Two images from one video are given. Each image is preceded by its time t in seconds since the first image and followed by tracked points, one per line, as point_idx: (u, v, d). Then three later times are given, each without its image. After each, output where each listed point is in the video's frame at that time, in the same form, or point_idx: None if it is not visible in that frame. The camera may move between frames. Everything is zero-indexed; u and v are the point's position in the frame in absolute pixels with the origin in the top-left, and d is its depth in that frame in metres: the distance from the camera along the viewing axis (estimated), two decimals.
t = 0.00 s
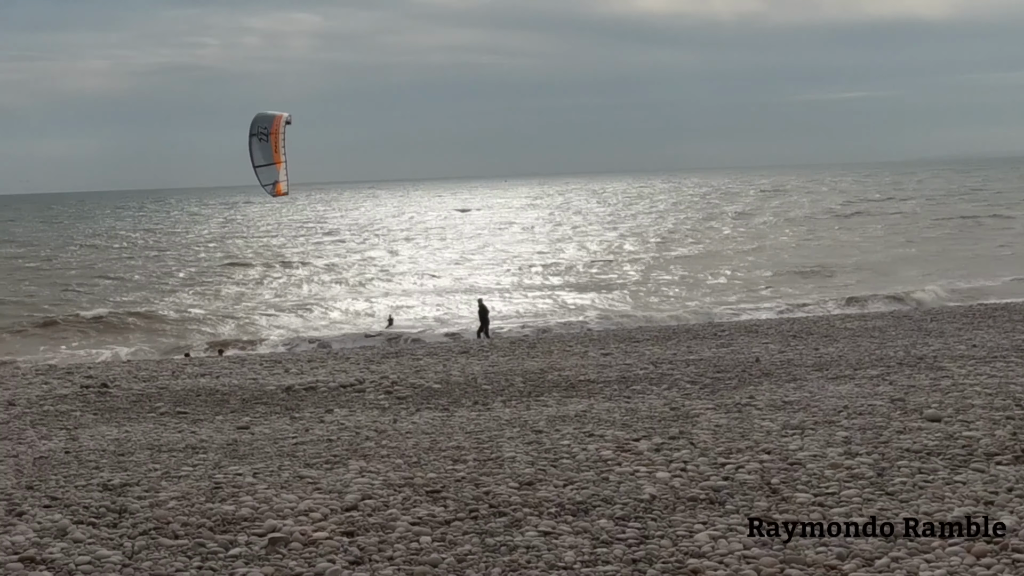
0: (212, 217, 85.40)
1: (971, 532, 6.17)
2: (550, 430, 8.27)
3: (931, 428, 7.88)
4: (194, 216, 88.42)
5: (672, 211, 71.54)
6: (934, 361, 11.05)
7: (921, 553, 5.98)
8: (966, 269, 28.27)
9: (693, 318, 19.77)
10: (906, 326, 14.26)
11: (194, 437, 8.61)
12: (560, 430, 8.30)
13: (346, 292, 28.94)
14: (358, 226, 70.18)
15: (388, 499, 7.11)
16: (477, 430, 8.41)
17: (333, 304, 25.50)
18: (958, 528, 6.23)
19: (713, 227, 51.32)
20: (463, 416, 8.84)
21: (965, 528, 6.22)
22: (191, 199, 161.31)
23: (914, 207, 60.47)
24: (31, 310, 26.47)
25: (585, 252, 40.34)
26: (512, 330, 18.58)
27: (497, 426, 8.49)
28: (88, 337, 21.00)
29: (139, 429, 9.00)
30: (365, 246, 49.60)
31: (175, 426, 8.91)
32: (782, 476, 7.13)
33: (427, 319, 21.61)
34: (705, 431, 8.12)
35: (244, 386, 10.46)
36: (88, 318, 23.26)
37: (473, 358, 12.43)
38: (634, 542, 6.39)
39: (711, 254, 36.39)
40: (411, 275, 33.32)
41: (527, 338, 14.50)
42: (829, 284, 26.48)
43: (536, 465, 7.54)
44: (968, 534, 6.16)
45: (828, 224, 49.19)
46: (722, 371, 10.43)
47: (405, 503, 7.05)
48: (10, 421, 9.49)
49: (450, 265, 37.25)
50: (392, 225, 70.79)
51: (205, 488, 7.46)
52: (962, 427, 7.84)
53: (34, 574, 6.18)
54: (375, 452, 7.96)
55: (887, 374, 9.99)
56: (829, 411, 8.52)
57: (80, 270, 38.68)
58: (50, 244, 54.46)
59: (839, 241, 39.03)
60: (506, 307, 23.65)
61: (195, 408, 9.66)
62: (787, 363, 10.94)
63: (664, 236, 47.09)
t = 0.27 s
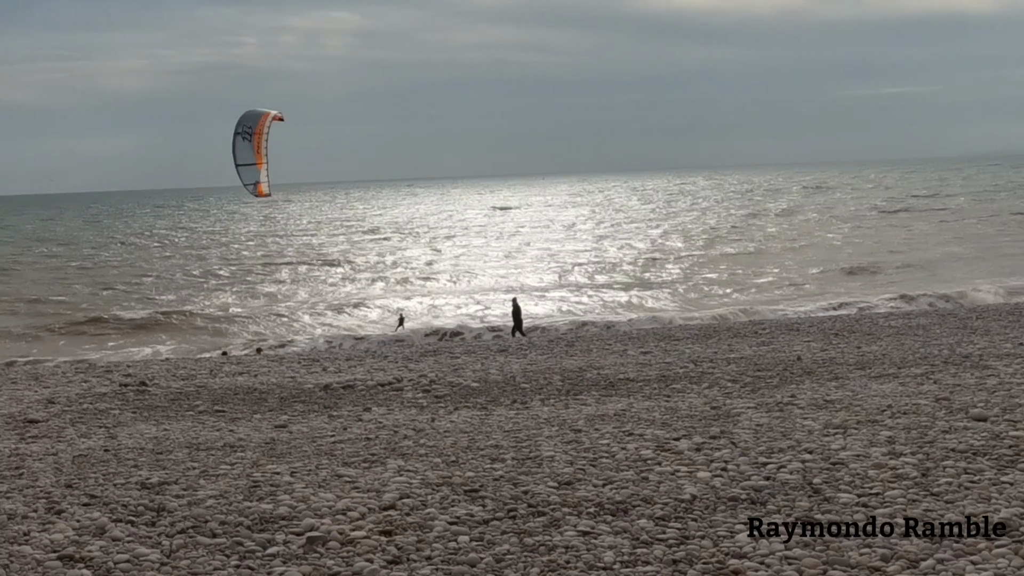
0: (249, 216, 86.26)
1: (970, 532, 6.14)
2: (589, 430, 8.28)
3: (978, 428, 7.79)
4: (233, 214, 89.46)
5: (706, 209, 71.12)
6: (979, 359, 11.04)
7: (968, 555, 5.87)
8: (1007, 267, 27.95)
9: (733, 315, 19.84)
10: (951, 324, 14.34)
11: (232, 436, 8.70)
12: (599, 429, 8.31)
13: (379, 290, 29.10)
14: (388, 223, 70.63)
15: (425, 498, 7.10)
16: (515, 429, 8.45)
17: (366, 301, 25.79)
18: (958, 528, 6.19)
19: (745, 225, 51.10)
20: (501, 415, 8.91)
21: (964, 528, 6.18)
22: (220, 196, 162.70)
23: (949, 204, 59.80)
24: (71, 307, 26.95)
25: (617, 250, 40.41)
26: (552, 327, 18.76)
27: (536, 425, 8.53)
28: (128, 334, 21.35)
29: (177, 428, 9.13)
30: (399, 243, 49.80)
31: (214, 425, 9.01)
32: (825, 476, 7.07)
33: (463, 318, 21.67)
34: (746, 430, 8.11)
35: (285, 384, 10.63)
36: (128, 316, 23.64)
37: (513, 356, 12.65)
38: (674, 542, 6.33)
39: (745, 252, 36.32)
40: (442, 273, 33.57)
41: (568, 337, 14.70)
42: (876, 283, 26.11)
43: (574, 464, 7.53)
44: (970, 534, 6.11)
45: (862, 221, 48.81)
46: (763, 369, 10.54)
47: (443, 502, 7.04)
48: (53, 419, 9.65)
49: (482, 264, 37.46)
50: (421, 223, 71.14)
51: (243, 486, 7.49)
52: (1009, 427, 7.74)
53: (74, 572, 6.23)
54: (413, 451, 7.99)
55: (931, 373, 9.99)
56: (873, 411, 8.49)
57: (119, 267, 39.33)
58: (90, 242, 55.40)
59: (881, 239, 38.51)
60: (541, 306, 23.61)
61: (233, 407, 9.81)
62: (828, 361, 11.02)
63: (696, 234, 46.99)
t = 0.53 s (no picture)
0: (281, 215, 86.88)
1: (970, 532, 6.10)
2: (621, 429, 8.28)
3: (1016, 427, 7.70)
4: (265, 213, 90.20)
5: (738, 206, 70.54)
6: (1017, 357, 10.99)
7: (1006, 557, 5.77)
8: None
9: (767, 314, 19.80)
10: (989, 322, 14.36)
11: (263, 435, 8.75)
12: (631, 429, 8.30)
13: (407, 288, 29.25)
14: (414, 222, 70.91)
15: (456, 498, 7.10)
16: (546, 428, 8.48)
17: (394, 300, 26.00)
18: (958, 528, 6.16)
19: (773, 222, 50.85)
20: (533, 414, 8.96)
21: (964, 528, 6.15)
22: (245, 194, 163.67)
23: (980, 200, 59.10)
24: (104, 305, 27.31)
25: (644, 248, 40.41)
26: (584, 326, 18.86)
27: (568, 425, 8.55)
28: (161, 332, 21.60)
29: (208, 427, 9.20)
30: (429, 242, 49.82)
31: (245, 425, 9.07)
32: (859, 476, 7.01)
33: (493, 317, 21.65)
34: (780, 429, 8.09)
35: (316, 383, 10.76)
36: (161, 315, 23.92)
37: (545, 355, 12.80)
38: (706, 544, 6.28)
39: (774, 250, 36.18)
40: (468, 272, 33.71)
41: (601, 336, 14.82)
42: (918, 283, 25.66)
43: (606, 464, 7.51)
44: (970, 534, 6.08)
45: (892, 218, 48.40)
46: (797, 368, 10.59)
47: (473, 502, 7.03)
48: (86, 419, 9.77)
49: (509, 262, 37.58)
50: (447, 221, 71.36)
51: (272, 486, 7.50)
52: None
53: (104, 572, 6.26)
54: (443, 450, 8.02)
55: (968, 372, 9.94)
56: (908, 410, 8.43)
57: (153, 266, 39.83)
58: (125, 241, 56.10)
59: (922, 236, 37.90)
60: (569, 304, 23.51)
61: (264, 406, 9.89)
62: (863, 360, 11.04)
63: (724, 231, 46.83)
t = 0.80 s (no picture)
0: (305, 215, 87.21)
1: (976, 532, 6.08)
2: (648, 429, 8.28)
3: None
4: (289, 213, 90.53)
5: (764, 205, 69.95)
6: None
7: None
8: None
9: (795, 313, 19.71)
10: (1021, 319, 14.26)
11: (289, 435, 8.78)
12: (657, 428, 8.30)
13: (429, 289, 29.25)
14: (434, 221, 71.09)
15: (481, 497, 7.10)
16: (572, 427, 8.49)
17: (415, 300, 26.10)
18: (957, 528, 6.14)
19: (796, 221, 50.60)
20: (559, 413, 8.99)
21: (964, 528, 6.13)
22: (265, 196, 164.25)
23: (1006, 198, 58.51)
24: (130, 305, 27.54)
25: (666, 247, 40.33)
26: (610, 325, 18.87)
27: (594, 424, 8.56)
28: (187, 332, 21.75)
29: (233, 426, 9.24)
30: (452, 241, 49.77)
31: (271, 424, 9.11)
32: (889, 476, 6.95)
33: (518, 317, 21.61)
34: (808, 428, 8.06)
35: (343, 383, 10.82)
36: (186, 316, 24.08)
37: (572, 353, 12.84)
38: (733, 543, 6.24)
39: (798, 249, 36.00)
40: (489, 271, 33.76)
41: (628, 333, 14.83)
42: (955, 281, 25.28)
43: (632, 464, 7.50)
44: (969, 534, 6.06)
45: (917, 217, 48.00)
46: (826, 366, 10.58)
47: (498, 501, 7.02)
48: (112, 418, 9.85)
49: (531, 261, 37.60)
50: (467, 220, 71.46)
51: (297, 486, 7.52)
52: None
53: (129, 571, 6.29)
54: (469, 450, 8.04)
55: (999, 370, 9.87)
56: (938, 408, 8.38)
57: (178, 266, 40.12)
58: (150, 241, 56.53)
59: (956, 234, 37.35)
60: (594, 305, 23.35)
61: (290, 405, 9.94)
62: (893, 358, 10.99)
63: (747, 230, 46.61)
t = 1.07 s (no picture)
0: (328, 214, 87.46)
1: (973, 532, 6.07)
2: (675, 428, 8.25)
3: None
4: (313, 212, 90.85)
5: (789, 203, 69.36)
6: None
7: None
8: None
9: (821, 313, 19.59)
10: None
11: (315, 433, 8.80)
12: (685, 427, 8.27)
13: (451, 288, 29.25)
14: (454, 220, 71.26)
15: (507, 496, 7.08)
16: (599, 426, 8.47)
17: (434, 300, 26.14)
18: (957, 527, 6.13)
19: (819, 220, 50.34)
20: (586, 412, 8.97)
21: (964, 528, 6.11)
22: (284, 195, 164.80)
23: None
24: (152, 305, 27.74)
25: (688, 247, 40.20)
26: (633, 326, 18.83)
27: (621, 423, 8.54)
28: (209, 332, 21.88)
29: (259, 425, 9.27)
30: (475, 240, 49.71)
31: (296, 423, 9.14)
32: (919, 476, 6.88)
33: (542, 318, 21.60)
34: (837, 427, 8.01)
35: (369, 381, 10.85)
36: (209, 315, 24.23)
37: (598, 351, 12.82)
38: (761, 543, 6.18)
39: (822, 248, 35.79)
40: (510, 271, 33.80)
41: (654, 331, 14.79)
42: (988, 280, 24.97)
43: (659, 462, 7.47)
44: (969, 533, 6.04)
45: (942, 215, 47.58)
46: (855, 364, 10.51)
47: (525, 501, 7.00)
48: (138, 417, 9.90)
49: (553, 260, 37.60)
50: (487, 219, 71.58)
51: (324, 484, 7.52)
52: None
53: (156, 569, 6.31)
54: (495, 448, 8.04)
55: None
56: (971, 407, 8.29)
57: (201, 265, 40.36)
58: (174, 240, 56.94)
59: (989, 232, 36.82)
60: (617, 306, 23.26)
61: (316, 404, 9.97)
62: (923, 356, 10.90)
63: (769, 229, 46.39)
